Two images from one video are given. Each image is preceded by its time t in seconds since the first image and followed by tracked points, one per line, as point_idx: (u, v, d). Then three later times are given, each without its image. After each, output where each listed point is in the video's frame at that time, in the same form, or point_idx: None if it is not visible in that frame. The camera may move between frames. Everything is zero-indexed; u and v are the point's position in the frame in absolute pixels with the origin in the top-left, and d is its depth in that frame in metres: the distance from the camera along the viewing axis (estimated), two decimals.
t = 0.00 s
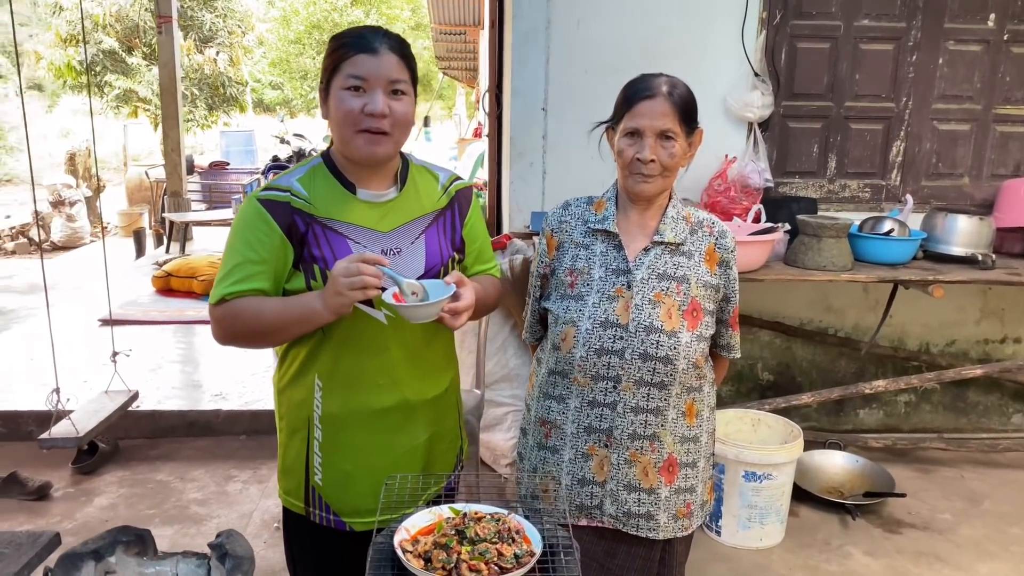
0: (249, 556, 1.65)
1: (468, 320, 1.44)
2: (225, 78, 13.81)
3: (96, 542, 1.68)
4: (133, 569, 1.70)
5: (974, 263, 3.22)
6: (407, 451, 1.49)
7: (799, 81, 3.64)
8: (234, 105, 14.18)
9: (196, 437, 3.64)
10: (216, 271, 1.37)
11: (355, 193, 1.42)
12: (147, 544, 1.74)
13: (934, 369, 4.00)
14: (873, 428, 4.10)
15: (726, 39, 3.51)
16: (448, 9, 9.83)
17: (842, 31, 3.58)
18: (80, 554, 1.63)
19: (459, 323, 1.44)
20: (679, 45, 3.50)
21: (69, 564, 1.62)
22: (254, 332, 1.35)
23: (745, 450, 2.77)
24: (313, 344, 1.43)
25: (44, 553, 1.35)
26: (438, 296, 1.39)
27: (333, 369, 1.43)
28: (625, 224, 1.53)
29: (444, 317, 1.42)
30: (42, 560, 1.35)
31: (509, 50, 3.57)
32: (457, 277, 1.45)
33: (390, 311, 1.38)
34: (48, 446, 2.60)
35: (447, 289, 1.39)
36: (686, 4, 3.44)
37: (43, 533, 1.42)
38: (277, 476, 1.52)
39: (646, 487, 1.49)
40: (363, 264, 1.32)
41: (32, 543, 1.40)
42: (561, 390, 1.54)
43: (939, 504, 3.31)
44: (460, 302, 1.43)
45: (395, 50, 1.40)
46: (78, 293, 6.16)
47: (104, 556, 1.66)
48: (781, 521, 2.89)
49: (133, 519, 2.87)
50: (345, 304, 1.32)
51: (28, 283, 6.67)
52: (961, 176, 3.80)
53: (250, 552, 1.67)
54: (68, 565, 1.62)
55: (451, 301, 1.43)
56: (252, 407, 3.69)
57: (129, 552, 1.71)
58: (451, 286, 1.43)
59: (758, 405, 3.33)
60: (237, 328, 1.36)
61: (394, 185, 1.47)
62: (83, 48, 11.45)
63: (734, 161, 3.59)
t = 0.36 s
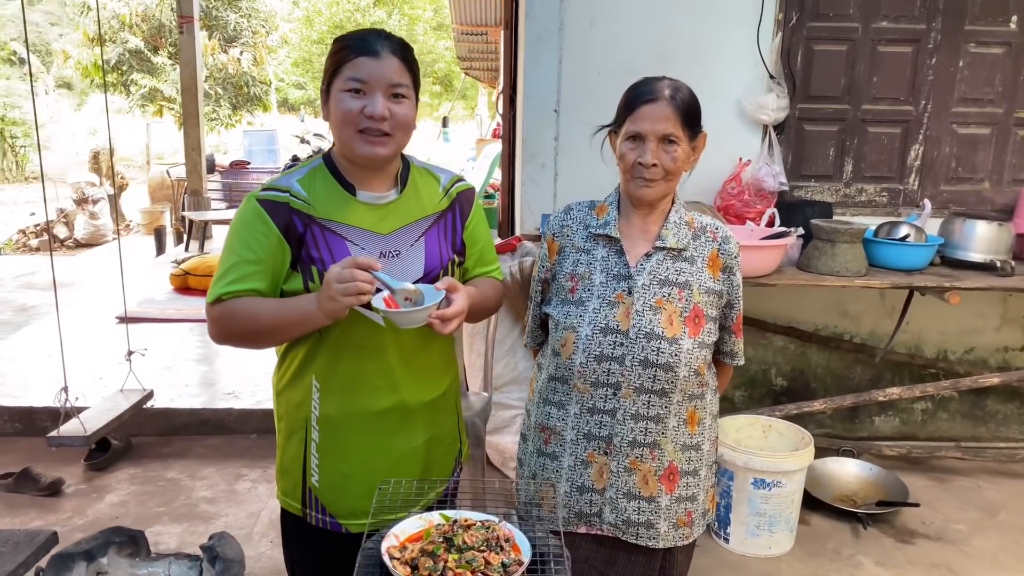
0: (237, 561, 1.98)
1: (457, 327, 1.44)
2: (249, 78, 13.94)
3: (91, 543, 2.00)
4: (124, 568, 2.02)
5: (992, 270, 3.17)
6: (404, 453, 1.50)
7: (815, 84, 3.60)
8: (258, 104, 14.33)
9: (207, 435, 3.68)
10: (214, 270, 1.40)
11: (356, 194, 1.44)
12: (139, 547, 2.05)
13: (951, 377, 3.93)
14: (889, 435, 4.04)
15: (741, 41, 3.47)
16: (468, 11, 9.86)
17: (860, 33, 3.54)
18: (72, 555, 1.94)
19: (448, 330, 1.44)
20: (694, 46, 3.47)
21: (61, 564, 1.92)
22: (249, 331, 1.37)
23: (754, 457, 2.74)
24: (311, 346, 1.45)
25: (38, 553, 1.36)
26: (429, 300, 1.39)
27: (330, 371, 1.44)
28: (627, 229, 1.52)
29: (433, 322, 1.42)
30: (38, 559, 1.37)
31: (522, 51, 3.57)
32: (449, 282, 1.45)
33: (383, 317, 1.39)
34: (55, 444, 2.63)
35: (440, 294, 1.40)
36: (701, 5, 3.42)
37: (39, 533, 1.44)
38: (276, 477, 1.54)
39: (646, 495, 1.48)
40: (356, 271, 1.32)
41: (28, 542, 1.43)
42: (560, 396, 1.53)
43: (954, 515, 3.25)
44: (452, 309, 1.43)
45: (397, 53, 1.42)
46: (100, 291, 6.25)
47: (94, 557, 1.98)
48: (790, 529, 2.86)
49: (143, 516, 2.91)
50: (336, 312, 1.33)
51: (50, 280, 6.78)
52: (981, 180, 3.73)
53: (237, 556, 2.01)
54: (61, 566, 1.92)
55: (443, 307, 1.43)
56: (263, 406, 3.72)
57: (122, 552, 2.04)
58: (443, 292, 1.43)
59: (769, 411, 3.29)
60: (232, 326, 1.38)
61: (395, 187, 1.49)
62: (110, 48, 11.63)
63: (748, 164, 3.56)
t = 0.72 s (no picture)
0: (222, 559, 1.89)
1: (454, 323, 1.43)
2: (273, 76, 14.08)
3: (77, 540, 1.93)
4: (113, 565, 1.98)
5: (1012, 274, 3.12)
6: (399, 453, 1.50)
7: (831, 83, 3.55)
8: (281, 103, 14.46)
9: (218, 432, 3.71)
10: (211, 271, 1.41)
11: (351, 193, 1.45)
12: (128, 544, 2.02)
13: (969, 381, 3.86)
14: (904, 440, 3.97)
15: (754, 39, 3.43)
16: (489, 10, 9.87)
17: (877, 31, 3.48)
18: (61, 552, 1.87)
19: (445, 327, 1.43)
20: (707, 45, 3.43)
21: (49, 561, 1.84)
22: (246, 331, 1.38)
23: (763, 461, 2.70)
24: (305, 346, 1.46)
25: (33, 547, 1.35)
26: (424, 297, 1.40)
27: (325, 370, 1.45)
28: (625, 229, 1.50)
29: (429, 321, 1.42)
30: (32, 555, 1.36)
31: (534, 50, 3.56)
32: (445, 279, 1.44)
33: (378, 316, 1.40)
34: (59, 440, 2.64)
35: (435, 291, 1.40)
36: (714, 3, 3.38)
37: (34, 527, 1.42)
38: (273, 475, 1.55)
39: (641, 499, 1.47)
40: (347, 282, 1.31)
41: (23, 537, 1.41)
42: (556, 397, 1.52)
43: (969, 522, 3.20)
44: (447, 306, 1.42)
45: (393, 51, 1.43)
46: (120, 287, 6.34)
47: (83, 554, 1.92)
48: (798, 535, 2.82)
49: (151, 511, 2.94)
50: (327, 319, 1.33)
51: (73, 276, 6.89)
52: (1001, 182, 3.66)
53: (224, 554, 1.94)
54: (49, 562, 1.85)
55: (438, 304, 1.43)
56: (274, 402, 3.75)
57: (110, 549, 2.00)
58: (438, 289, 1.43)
59: (779, 414, 3.25)
60: (230, 326, 1.39)
61: (391, 186, 1.50)
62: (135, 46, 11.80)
63: (761, 165, 3.51)
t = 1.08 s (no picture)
0: (218, 555, 1.88)
1: (451, 320, 1.45)
2: (290, 74, 14.19)
3: (77, 535, 1.97)
4: (112, 560, 2.03)
5: None
6: (398, 451, 1.52)
7: (841, 80, 3.53)
8: (299, 100, 14.57)
9: (230, 428, 3.76)
10: (212, 272, 1.43)
11: (350, 192, 1.47)
12: (128, 539, 2.08)
13: (982, 380, 3.82)
14: (917, 439, 3.94)
15: (764, 35, 3.41)
16: (505, 8, 9.88)
17: (889, 27, 3.45)
18: (60, 546, 1.90)
19: (441, 323, 1.45)
20: (715, 41, 3.41)
21: (48, 556, 1.87)
22: (249, 330, 1.40)
23: (769, 460, 2.70)
24: (305, 344, 1.48)
25: (37, 542, 1.35)
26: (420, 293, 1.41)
27: (325, 369, 1.47)
28: (621, 228, 1.51)
29: (425, 316, 1.43)
30: (35, 549, 1.34)
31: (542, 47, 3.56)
32: (442, 276, 1.45)
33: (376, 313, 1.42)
34: (67, 434, 2.59)
35: (432, 286, 1.41)
36: None
37: (40, 521, 1.41)
38: (274, 473, 1.57)
39: (637, 498, 1.48)
40: (342, 280, 1.32)
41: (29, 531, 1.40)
42: (552, 396, 1.53)
43: (980, 523, 3.17)
44: (443, 302, 1.44)
45: (390, 49, 1.45)
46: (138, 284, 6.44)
47: (82, 549, 1.96)
48: (806, 534, 2.81)
49: (163, 506, 2.99)
50: (326, 317, 1.35)
51: (91, 273, 7.00)
52: (1016, 178, 3.62)
53: (219, 550, 1.92)
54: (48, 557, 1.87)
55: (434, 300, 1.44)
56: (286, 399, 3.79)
57: (109, 545, 2.05)
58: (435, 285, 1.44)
59: (787, 413, 3.24)
60: (233, 327, 1.41)
61: (389, 185, 1.52)
62: (154, 45, 11.95)
63: (770, 162, 3.51)
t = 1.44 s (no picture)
0: (231, 549, 1.78)
1: (462, 315, 1.45)
2: (295, 71, 14.20)
3: (91, 529, 1.89)
4: (124, 555, 1.95)
5: None
6: (408, 445, 1.51)
7: (850, 69, 3.50)
8: (304, 97, 14.58)
9: (239, 424, 3.77)
10: (220, 266, 1.43)
11: (358, 185, 1.47)
12: (140, 533, 1.97)
13: (994, 371, 3.79)
14: (928, 431, 3.91)
15: (771, 25, 3.38)
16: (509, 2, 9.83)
17: (898, 15, 3.42)
18: (72, 543, 1.82)
19: (452, 319, 1.45)
20: (722, 33, 3.39)
21: (62, 552, 1.81)
22: (257, 325, 1.40)
23: (781, 453, 2.68)
24: (313, 339, 1.47)
25: (49, 538, 1.35)
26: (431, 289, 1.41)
27: (333, 363, 1.46)
28: (628, 220, 1.50)
29: (436, 311, 1.43)
30: (48, 545, 1.35)
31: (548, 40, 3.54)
32: (453, 271, 1.45)
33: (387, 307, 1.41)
34: (72, 430, 2.59)
35: (444, 282, 1.41)
36: None
37: (52, 517, 1.42)
38: (283, 468, 1.56)
39: (648, 490, 1.47)
40: (355, 278, 1.32)
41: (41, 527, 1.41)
42: (562, 389, 1.52)
43: (993, 514, 3.14)
44: (454, 298, 1.44)
45: (397, 42, 1.45)
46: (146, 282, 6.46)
47: (94, 544, 1.88)
48: (817, 527, 2.79)
49: (173, 503, 3.00)
50: (338, 314, 1.35)
51: (99, 271, 7.02)
52: None
53: (232, 545, 1.82)
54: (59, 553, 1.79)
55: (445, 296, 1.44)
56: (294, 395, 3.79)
57: (121, 540, 1.95)
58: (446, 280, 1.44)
59: (798, 406, 3.23)
60: (241, 322, 1.41)
61: (397, 178, 1.51)
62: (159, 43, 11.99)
63: (780, 153, 3.47)
